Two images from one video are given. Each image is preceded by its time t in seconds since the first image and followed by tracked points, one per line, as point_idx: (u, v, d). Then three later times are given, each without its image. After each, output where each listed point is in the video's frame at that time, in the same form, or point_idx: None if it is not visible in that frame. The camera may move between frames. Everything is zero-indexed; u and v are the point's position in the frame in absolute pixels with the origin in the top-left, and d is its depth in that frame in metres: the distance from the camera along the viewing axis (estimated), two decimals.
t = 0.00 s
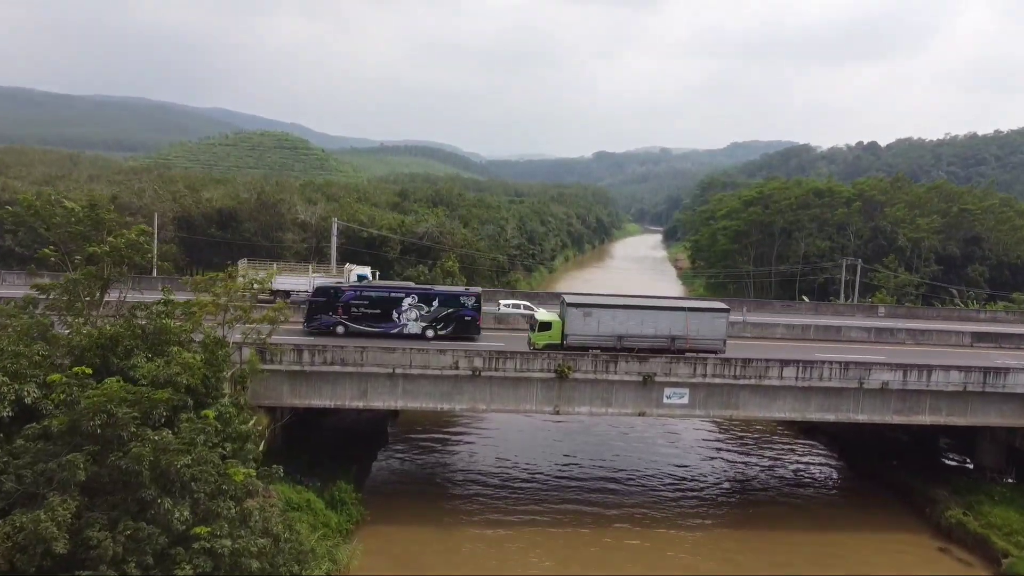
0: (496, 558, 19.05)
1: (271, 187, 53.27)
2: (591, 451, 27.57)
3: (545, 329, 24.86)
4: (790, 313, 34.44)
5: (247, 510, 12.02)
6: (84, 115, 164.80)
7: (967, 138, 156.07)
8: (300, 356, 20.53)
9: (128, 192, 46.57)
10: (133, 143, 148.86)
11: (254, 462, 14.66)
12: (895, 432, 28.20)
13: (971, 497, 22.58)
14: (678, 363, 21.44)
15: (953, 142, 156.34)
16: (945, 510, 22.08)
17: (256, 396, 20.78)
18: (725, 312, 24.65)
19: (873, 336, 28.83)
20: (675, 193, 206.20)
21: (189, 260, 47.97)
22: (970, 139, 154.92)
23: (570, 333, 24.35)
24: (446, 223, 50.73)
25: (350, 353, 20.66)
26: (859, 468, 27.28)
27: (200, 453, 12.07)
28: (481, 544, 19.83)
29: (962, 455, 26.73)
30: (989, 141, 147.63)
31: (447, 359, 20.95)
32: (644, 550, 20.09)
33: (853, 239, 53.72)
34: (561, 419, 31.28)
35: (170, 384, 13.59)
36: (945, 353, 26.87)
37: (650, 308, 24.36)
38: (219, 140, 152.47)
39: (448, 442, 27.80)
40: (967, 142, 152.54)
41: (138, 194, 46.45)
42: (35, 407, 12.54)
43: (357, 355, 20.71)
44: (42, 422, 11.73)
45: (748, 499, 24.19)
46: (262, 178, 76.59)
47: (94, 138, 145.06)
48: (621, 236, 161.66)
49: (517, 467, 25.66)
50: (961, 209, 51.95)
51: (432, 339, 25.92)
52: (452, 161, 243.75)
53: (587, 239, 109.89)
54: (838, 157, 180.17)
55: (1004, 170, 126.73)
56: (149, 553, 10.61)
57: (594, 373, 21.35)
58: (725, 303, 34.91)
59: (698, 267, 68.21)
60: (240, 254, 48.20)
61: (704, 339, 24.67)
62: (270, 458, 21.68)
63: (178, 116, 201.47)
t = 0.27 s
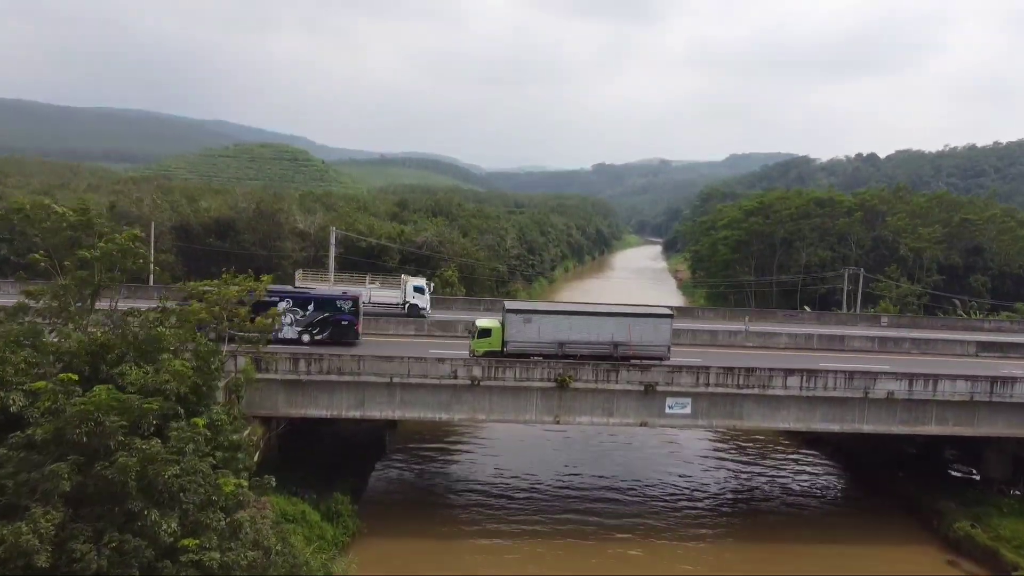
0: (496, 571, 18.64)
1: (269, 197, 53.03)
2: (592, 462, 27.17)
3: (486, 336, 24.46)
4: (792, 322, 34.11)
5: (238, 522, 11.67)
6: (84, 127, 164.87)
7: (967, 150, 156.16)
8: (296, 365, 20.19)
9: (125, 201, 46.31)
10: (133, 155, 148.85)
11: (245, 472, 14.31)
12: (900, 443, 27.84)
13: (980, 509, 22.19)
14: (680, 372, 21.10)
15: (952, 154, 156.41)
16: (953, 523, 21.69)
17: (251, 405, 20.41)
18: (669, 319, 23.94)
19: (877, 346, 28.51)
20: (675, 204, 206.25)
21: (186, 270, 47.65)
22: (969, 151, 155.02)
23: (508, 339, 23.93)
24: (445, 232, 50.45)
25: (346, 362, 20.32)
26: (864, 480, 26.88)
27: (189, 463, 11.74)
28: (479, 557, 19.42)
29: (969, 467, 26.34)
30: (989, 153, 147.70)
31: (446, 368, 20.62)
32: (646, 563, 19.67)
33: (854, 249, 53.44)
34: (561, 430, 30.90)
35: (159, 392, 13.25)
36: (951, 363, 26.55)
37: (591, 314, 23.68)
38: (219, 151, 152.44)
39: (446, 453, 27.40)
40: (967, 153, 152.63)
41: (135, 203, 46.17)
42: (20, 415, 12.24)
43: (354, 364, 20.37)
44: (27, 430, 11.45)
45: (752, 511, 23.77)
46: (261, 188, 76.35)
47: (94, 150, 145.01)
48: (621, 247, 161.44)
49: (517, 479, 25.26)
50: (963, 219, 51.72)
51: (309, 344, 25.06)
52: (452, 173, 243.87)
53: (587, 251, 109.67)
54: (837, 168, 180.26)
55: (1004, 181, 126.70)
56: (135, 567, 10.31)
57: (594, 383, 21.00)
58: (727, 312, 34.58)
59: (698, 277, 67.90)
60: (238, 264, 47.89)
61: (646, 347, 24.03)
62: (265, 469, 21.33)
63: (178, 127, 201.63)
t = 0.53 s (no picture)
0: None
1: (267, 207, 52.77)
2: (592, 473, 26.77)
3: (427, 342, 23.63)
4: (795, 332, 33.78)
5: (228, 536, 11.32)
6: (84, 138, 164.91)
7: (966, 161, 156.26)
8: (292, 375, 19.87)
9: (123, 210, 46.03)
10: (132, 165, 148.76)
11: (237, 483, 13.97)
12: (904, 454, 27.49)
13: (988, 521, 21.83)
14: (682, 383, 20.78)
15: (952, 165, 156.48)
16: (961, 535, 21.30)
17: (245, 416, 20.05)
18: (615, 328, 23.55)
19: (881, 355, 28.18)
20: (674, 216, 206.18)
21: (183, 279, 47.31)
22: (969, 162, 155.11)
23: (451, 348, 23.16)
24: (445, 242, 50.19)
25: (343, 372, 20.00)
26: (870, 492, 26.48)
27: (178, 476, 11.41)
28: (478, 570, 19.01)
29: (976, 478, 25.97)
30: (988, 164, 147.74)
31: (444, 378, 20.29)
32: None
33: (856, 259, 53.20)
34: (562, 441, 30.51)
35: (147, 402, 12.94)
36: (957, 373, 26.22)
37: (537, 322, 23.22)
38: (219, 162, 152.52)
39: (445, 464, 27.01)
40: (966, 164, 152.65)
41: (133, 212, 45.91)
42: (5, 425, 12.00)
43: (351, 374, 20.05)
44: (11, 441, 11.24)
45: (755, 523, 23.36)
46: (260, 198, 76.17)
47: (93, 161, 144.95)
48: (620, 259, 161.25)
49: (517, 490, 24.87)
50: (964, 229, 51.47)
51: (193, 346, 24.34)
52: (451, 184, 243.94)
53: (587, 262, 109.46)
54: (837, 180, 180.33)
55: (1004, 193, 126.61)
56: None
57: (595, 393, 20.66)
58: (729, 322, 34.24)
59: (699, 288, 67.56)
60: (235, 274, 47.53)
61: (593, 355, 23.67)
62: (260, 481, 20.95)
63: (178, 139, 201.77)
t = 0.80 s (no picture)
0: None
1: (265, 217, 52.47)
2: (593, 486, 26.34)
3: (361, 351, 23.30)
4: (797, 343, 33.43)
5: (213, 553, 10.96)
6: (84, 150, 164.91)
7: (965, 173, 156.37)
8: (287, 386, 19.49)
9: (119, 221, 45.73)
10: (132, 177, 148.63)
11: (227, 497, 13.59)
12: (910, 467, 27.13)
13: (996, 535, 21.42)
14: (684, 394, 20.41)
15: (951, 177, 156.54)
16: (970, 550, 20.88)
17: (238, 428, 19.62)
18: (552, 333, 23.31)
19: (886, 366, 27.84)
20: (674, 227, 206.13)
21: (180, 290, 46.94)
22: (968, 173, 155.19)
23: (384, 356, 22.93)
24: (444, 252, 49.89)
25: (339, 383, 19.62)
26: (875, 505, 26.06)
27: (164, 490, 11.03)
28: None
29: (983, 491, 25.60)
30: (987, 176, 147.82)
31: (442, 389, 19.91)
32: None
33: (858, 270, 52.90)
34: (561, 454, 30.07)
35: (132, 414, 12.58)
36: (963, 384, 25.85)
37: (472, 329, 22.93)
38: (219, 174, 152.44)
39: (443, 477, 26.56)
40: (966, 176, 152.71)
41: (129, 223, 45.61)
42: None
43: (347, 386, 19.67)
44: None
45: (760, 537, 22.91)
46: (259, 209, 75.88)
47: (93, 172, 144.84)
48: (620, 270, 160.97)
49: (516, 503, 24.43)
50: (966, 239, 51.23)
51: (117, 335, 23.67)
52: (451, 196, 243.98)
53: (587, 273, 109.16)
54: (836, 192, 180.35)
55: (1003, 204, 126.48)
56: None
57: (596, 405, 20.27)
58: (730, 333, 33.89)
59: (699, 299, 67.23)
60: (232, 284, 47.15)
61: (531, 363, 23.29)
62: (253, 497, 20.48)
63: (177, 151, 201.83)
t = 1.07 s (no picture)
0: None
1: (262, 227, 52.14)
2: (593, 498, 25.88)
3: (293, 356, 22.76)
4: (800, 353, 33.05)
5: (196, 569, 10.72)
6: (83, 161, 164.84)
7: (965, 185, 156.36)
8: (281, 396, 19.07)
9: (116, 230, 45.38)
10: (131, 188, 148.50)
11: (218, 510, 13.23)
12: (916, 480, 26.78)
13: (1006, 549, 21.04)
14: (687, 404, 19.99)
15: (951, 189, 156.49)
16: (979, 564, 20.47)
17: (231, 438, 19.21)
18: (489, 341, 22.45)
19: (891, 377, 27.47)
20: (673, 239, 206.00)
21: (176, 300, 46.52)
22: (967, 186, 155.18)
23: (315, 362, 22.33)
24: (443, 262, 49.55)
25: (334, 393, 19.20)
26: (881, 518, 25.63)
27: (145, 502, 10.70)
28: None
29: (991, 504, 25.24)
30: (987, 188, 147.79)
31: (439, 399, 19.46)
32: None
33: (859, 280, 52.54)
34: (561, 465, 29.61)
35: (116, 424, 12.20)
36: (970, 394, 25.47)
37: (403, 333, 22.27)
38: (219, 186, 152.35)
39: (441, 489, 26.11)
40: (965, 188, 152.67)
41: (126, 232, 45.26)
42: None
43: (342, 396, 19.25)
44: None
45: (764, 550, 22.45)
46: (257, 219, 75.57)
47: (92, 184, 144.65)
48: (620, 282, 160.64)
49: (516, 516, 23.97)
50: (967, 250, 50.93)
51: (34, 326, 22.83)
52: (450, 208, 243.99)
53: (586, 285, 108.79)
54: (836, 203, 180.29)
55: (1003, 216, 126.31)
56: None
57: (596, 415, 19.84)
58: (732, 342, 33.49)
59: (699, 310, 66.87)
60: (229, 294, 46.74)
61: (465, 369, 22.41)
62: (245, 509, 20.04)
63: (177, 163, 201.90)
